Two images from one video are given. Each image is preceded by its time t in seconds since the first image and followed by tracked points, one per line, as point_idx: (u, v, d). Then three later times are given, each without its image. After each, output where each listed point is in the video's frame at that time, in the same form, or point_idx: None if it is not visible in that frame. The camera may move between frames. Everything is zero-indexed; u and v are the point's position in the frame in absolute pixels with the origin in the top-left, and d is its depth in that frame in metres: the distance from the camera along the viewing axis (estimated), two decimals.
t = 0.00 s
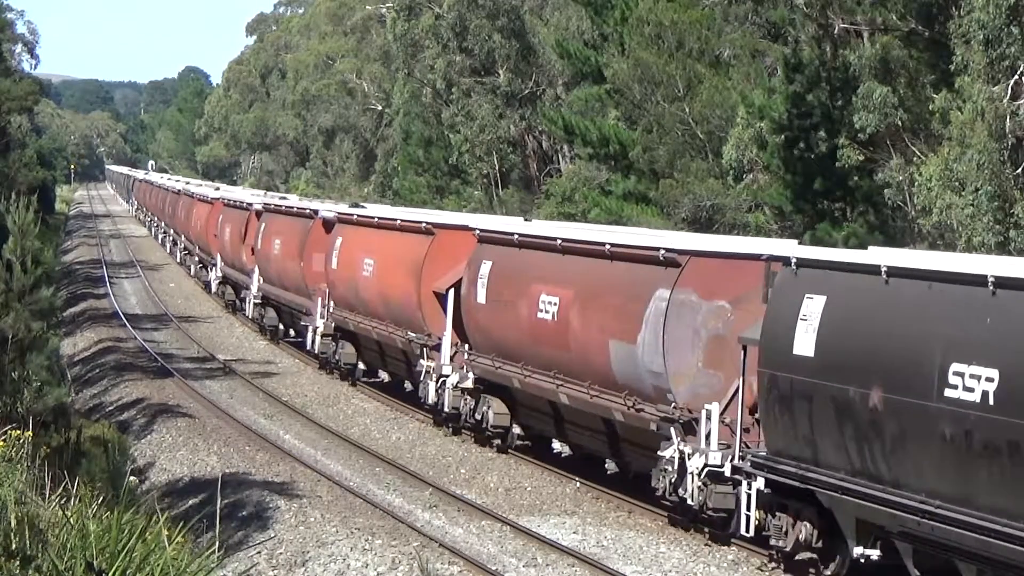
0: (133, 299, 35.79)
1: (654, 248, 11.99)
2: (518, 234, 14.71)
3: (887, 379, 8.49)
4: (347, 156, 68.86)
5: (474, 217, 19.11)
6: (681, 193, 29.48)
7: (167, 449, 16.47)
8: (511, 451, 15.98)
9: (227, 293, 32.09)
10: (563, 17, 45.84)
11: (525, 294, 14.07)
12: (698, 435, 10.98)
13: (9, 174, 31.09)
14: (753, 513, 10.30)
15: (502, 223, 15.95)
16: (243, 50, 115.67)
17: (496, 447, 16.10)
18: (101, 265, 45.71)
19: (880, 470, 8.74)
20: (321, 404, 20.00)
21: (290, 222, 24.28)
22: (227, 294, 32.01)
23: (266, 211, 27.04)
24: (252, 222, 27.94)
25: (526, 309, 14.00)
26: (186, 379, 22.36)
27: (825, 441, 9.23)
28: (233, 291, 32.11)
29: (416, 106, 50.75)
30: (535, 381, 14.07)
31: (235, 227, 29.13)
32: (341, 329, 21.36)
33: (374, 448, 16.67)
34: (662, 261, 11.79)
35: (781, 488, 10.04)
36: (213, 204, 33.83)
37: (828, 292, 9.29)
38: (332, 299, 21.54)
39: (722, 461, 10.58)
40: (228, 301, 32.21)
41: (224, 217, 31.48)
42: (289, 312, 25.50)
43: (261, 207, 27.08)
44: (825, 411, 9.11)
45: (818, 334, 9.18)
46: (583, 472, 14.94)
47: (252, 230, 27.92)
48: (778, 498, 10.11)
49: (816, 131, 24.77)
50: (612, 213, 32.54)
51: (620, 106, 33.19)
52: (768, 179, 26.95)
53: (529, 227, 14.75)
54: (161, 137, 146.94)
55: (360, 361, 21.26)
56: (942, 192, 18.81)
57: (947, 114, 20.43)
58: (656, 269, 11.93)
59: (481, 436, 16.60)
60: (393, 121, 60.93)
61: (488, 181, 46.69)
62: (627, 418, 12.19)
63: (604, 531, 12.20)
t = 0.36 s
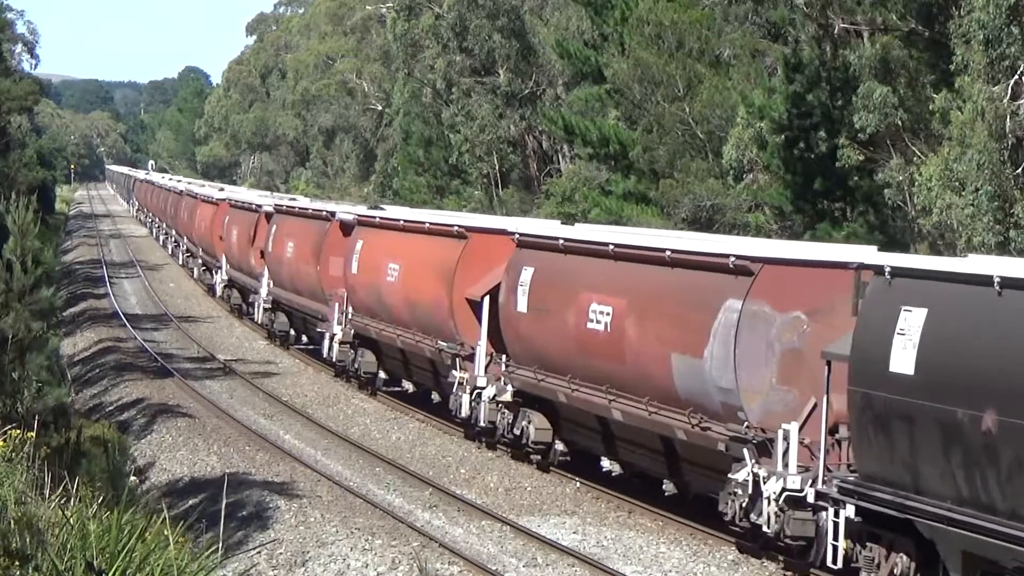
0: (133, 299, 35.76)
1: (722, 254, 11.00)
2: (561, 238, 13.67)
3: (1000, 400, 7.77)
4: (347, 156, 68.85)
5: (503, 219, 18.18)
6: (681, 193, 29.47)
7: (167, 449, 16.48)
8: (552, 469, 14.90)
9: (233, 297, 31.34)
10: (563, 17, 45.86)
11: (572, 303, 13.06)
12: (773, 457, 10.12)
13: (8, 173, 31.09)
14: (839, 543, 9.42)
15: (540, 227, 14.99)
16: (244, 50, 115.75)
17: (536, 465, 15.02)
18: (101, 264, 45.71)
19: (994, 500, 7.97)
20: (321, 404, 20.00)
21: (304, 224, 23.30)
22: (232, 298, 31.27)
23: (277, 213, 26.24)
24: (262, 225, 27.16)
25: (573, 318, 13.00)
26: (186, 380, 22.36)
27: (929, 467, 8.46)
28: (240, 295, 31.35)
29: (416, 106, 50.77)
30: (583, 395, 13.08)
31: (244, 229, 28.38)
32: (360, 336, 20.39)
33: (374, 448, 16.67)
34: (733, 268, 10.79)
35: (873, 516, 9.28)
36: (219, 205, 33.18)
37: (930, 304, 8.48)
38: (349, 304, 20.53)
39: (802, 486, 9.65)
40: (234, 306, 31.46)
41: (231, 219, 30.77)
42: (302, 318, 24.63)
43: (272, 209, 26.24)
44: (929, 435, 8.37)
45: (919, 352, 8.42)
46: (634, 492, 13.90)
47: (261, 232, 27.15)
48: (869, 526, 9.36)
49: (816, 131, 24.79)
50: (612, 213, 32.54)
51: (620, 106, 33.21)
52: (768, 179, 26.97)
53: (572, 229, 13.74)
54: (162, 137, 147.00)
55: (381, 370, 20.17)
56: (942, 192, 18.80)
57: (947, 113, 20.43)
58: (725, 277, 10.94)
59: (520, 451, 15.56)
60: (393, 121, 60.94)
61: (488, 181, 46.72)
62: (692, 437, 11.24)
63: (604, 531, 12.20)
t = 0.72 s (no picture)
0: (133, 299, 35.75)
1: (801, 262, 9.96)
2: (615, 244, 12.71)
3: None
4: (347, 156, 68.85)
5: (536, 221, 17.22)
6: (681, 193, 29.46)
7: (167, 449, 16.47)
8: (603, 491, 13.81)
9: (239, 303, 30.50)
10: (563, 17, 45.87)
11: (629, 313, 12.07)
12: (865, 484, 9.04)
13: (8, 173, 31.08)
14: None
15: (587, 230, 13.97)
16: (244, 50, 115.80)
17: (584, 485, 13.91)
18: (101, 264, 45.71)
19: None
20: (321, 404, 20.00)
21: (322, 226, 22.34)
22: (239, 303, 30.48)
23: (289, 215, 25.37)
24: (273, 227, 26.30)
25: (630, 329, 12.02)
26: (186, 379, 22.36)
27: None
28: (248, 300, 30.51)
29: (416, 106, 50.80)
30: (639, 412, 12.11)
31: (252, 232, 27.53)
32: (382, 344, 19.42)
33: (373, 448, 16.67)
34: (816, 277, 9.74)
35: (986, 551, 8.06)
36: (224, 206, 32.43)
37: None
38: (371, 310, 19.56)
39: (897, 515, 8.62)
40: (240, 311, 30.63)
41: (238, 221, 29.94)
42: (317, 324, 23.72)
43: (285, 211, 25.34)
44: None
45: None
46: (699, 515, 12.85)
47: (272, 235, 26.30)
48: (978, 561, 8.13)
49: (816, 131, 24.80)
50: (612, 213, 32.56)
51: (620, 106, 33.24)
52: (768, 179, 26.98)
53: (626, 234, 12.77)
54: (162, 137, 146.99)
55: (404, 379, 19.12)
56: (942, 191, 18.80)
57: (948, 114, 20.44)
58: (806, 287, 9.91)
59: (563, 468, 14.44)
60: (393, 121, 60.97)
61: (488, 181, 46.76)
62: (768, 459, 10.27)
63: (604, 531, 12.20)
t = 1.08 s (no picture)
0: (133, 299, 35.75)
1: (895, 271, 8.91)
2: (675, 250, 11.61)
3: None
4: (347, 156, 68.84)
5: (574, 225, 16.17)
6: (681, 193, 29.44)
7: (167, 449, 16.47)
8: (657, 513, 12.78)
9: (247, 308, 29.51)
10: (563, 17, 45.85)
11: (694, 326, 11.02)
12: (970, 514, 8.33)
13: (8, 173, 31.06)
14: None
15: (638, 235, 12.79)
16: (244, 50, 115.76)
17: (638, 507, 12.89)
18: (101, 264, 45.71)
19: None
20: (321, 404, 20.01)
21: (339, 229, 21.25)
22: (246, 307, 29.54)
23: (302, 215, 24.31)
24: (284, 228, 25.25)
25: (695, 343, 10.98)
26: (186, 379, 22.36)
27: None
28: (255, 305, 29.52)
29: (416, 106, 50.80)
30: (703, 431, 11.11)
31: (261, 234, 26.49)
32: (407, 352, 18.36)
33: (374, 448, 16.66)
34: (914, 288, 8.71)
35: None
36: (229, 207, 31.44)
37: None
38: (395, 317, 18.46)
39: (1010, 548, 8.04)
40: (248, 317, 29.68)
41: (245, 223, 28.91)
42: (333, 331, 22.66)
43: (298, 212, 24.26)
44: None
45: None
46: (767, 540, 11.86)
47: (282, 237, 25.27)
48: None
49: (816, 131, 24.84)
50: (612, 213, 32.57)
51: (620, 106, 33.25)
52: (768, 179, 26.97)
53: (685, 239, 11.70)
54: (162, 136, 146.94)
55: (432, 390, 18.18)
56: (942, 192, 18.80)
57: (948, 114, 20.43)
58: (901, 298, 8.88)
59: (613, 488, 13.43)
60: (393, 121, 60.97)
61: (488, 181, 46.77)
62: (858, 485, 9.28)
63: (604, 531, 12.20)
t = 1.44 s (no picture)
0: (133, 299, 35.74)
1: (1008, 282, 8.09)
2: (747, 257, 10.81)
3: None
4: (347, 156, 68.83)
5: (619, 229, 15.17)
6: (681, 193, 29.41)
7: (167, 449, 16.48)
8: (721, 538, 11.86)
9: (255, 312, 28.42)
10: (563, 17, 45.82)
11: (771, 339, 10.19)
12: None
13: (8, 173, 31.01)
14: None
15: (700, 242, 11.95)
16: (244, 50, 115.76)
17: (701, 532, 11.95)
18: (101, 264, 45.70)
19: None
20: (321, 404, 20.00)
21: (358, 231, 20.13)
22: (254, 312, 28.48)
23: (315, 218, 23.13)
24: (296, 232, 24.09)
25: (772, 359, 10.15)
26: (186, 379, 22.36)
27: None
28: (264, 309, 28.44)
29: (416, 106, 50.80)
30: (783, 452, 10.28)
31: (270, 236, 25.33)
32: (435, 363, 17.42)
33: (374, 448, 16.66)
34: None
35: None
36: (235, 208, 30.36)
37: None
38: (423, 325, 17.45)
39: None
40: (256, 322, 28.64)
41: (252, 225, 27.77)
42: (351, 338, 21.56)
43: (310, 214, 23.08)
44: None
45: None
46: (850, 565, 11.05)
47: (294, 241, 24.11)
48: None
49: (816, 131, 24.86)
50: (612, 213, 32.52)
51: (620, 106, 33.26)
52: (767, 179, 26.96)
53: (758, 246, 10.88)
54: (162, 136, 146.93)
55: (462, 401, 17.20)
56: (942, 192, 18.79)
57: (948, 114, 20.42)
58: (1014, 311, 8.07)
59: (669, 510, 12.57)
60: (393, 121, 60.97)
61: (488, 181, 46.78)
62: (966, 515, 8.48)
63: (604, 531, 12.19)
